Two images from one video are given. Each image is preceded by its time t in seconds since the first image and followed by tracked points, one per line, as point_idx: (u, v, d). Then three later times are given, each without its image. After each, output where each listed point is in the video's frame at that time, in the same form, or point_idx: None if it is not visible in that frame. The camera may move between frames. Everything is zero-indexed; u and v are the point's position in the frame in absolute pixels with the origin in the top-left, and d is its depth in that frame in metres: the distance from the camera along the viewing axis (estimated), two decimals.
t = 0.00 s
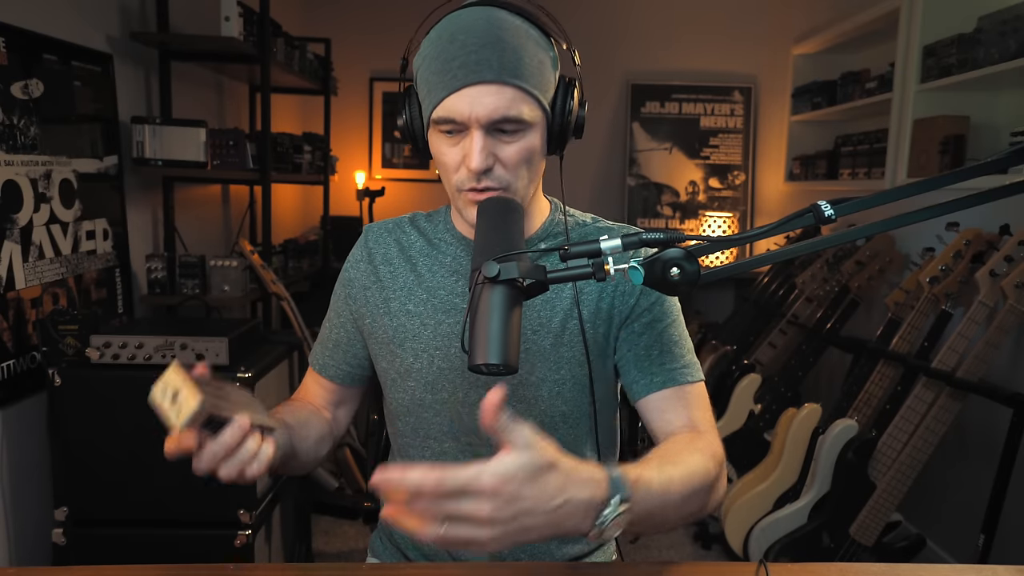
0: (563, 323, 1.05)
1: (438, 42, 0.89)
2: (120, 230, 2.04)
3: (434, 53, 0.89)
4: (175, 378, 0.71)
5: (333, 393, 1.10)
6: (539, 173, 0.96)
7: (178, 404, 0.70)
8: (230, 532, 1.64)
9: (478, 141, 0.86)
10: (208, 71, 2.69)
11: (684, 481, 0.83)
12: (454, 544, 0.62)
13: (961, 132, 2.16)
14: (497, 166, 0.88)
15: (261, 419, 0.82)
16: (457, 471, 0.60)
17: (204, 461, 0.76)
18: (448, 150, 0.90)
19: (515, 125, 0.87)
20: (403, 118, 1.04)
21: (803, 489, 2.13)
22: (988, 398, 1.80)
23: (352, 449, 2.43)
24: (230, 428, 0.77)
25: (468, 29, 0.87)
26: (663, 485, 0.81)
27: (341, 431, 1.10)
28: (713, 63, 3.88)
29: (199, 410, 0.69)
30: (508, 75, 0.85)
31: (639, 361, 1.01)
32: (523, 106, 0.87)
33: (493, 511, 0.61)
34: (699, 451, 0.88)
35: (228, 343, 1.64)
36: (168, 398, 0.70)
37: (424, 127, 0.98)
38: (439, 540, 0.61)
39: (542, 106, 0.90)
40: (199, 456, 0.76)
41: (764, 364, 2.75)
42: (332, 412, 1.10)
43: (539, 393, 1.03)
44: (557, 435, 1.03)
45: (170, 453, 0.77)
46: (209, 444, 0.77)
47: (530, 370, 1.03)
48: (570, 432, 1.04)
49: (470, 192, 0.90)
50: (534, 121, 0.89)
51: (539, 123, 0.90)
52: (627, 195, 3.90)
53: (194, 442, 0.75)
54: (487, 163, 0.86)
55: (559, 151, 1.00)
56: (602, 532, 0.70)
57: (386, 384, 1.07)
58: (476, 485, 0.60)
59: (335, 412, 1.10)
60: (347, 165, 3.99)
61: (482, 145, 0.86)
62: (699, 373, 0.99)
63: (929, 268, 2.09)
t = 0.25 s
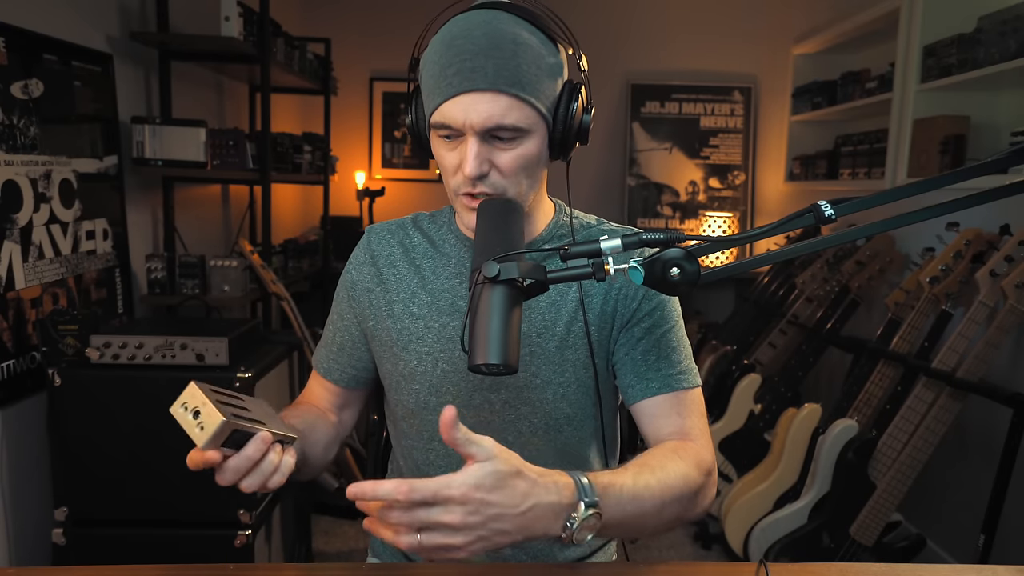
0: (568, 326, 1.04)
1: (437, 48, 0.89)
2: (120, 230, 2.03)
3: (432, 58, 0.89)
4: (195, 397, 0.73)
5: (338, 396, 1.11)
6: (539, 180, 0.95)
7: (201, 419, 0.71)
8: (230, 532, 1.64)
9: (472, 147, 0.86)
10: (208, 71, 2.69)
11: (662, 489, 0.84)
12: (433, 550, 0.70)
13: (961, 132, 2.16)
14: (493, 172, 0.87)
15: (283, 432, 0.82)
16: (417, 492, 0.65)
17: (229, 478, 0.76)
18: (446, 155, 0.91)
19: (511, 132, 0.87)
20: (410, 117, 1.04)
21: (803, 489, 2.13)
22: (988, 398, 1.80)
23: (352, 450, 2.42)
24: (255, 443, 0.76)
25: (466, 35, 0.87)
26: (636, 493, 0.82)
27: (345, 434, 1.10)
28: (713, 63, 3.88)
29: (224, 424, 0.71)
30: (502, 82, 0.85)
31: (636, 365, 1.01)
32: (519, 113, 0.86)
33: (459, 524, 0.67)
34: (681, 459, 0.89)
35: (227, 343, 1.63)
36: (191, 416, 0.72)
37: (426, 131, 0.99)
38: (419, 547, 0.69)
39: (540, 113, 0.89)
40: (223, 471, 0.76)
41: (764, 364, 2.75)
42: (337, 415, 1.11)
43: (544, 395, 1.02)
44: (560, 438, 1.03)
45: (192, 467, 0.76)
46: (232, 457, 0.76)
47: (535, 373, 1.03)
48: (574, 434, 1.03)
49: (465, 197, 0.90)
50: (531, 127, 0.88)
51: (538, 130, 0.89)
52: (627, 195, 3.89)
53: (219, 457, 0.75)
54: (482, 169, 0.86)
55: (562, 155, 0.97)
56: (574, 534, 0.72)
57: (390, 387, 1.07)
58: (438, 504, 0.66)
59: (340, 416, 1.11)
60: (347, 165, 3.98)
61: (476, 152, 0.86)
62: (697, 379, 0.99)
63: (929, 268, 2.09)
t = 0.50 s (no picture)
0: (572, 326, 1.04)
1: (443, 45, 0.89)
2: (120, 230, 2.03)
3: (437, 56, 0.89)
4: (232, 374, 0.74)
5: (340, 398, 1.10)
6: (543, 179, 0.95)
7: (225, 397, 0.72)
8: (230, 532, 1.64)
9: (477, 144, 0.86)
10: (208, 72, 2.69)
11: (648, 476, 0.85)
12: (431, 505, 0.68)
13: (961, 132, 2.16)
14: (497, 170, 0.87)
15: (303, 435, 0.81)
16: (425, 431, 0.66)
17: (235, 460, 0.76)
18: (450, 152, 0.90)
19: (515, 130, 0.87)
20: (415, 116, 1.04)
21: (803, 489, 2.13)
22: (988, 398, 1.80)
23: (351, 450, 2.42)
24: (269, 435, 0.76)
25: (472, 33, 0.87)
26: (620, 472, 0.83)
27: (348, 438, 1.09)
28: (713, 63, 3.88)
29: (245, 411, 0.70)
30: (507, 80, 0.85)
31: (637, 366, 1.01)
32: (523, 111, 0.86)
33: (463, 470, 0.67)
34: (672, 451, 0.89)
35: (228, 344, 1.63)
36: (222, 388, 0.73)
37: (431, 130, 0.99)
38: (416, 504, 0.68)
39: (544, 112, 0.89)
40: (234, 452, 0.76)
41: (765, 364, 2.75)
42: (340, 418, 1.10)
43: (548, 396, 1.02)
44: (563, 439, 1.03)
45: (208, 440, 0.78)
46: (245, 443, 0.76)
47: (539, 374, 1.03)
48: (578, 435, 1.03)
49: (469, 194, 0.89)
50: (535, 126, 0.88)
51: (542, 129, 0.89)
52: (627, 195, 3.89)
53: (232, 438, 0.75)
54: (486, 166, 0.86)
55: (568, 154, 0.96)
56: (560, 502, 0.72)
57: (393, 389, 1.07)
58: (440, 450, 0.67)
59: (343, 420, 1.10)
60: (347, 165, 3.98)
61: (480, 148, 0.86)
62: (699, 380, 0.99)
63: (929, 268, 2.09)
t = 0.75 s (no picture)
0: (575, 327, 1.04)
1: (450, 41, 0.88)
2: (120, 230, 2.04)
3: (444, 51, 0.89)
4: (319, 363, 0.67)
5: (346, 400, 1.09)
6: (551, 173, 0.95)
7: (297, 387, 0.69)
8: (230, 532, 1.64)
9: (490, 137, 0.86)
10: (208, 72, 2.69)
11: (625, 474, 0.86)
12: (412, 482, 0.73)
13: (961, 132, 2.16)
14: (509, 163, 0.87)
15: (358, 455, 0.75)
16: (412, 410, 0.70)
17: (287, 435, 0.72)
18: (458, 146, 0.90)
19: (528, 122, 0.87)
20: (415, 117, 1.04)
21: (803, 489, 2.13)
22: (988, 398, 1.80)
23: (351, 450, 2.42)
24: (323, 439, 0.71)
25: (480, 28, 0.87)
26: (597, 470, 0.84)
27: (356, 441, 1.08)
28: (714, 63, 3.88)
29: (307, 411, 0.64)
30: (520, 73, 0.85)
31: (633, 368, 1.01)
32: (536, 104, 0.87)
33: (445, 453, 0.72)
34: (656, 453, 0.90)
35: (228, 343, 1.61)
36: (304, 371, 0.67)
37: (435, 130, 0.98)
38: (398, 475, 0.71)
39: (554, 104, 0.89)
40: (287, 444, 0.72)
41: (765, 364, 2.75)
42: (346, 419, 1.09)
43: (551, 396, 1.02)
44: (564, 439, 1.03)
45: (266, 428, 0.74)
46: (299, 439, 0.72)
47: (541, 374, 1.03)
48: (579, 435, 1.03)
49: (480, 188, 0.89)
50: (545, 117, 0.88)
51: (551, 122, 0.90)
52: (628, 195, 3.89)
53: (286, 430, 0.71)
54: (499, 160, 0.86)
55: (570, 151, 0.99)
56: (532, 493, 0.76)
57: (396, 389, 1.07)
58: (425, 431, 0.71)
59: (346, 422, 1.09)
60: (347, 165, 3.98)
61: (493, 141, 0.86)
62: (695, 383, 0.99)
63: (929, 268, 2.09)
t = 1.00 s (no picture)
0: (581, 328, 1.04)
1: (448, 44, 0.89)
2: (121, 230, 2.04)
3: (444, 54, 0.89)
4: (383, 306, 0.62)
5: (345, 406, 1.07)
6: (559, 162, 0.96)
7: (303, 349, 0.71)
8: (230, 532, 1.63)
9: (506, 128, 0.86)
10: (208, 72, 2.69)
11: (645, 477, 0.87)
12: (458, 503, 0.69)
13: (961, 132, 2.16)
14: (525, 154, 0.86)
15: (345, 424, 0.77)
16: (457, 431, 0.69)
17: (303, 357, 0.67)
18: (472, 145, 0.89)
19: (537, 110, 0.88)
20: (409, 132, 1.04)
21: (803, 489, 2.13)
22: (988, 399, 1.80)
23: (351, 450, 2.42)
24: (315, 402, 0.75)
25: (475, 28, 0.87)
26: (622, 474, 0.85)
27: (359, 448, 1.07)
28: (714, 63, 3.88)
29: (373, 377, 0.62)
30: (526, 63, 0.86)
31: (643, 369, 1.02)
32: (542, 92, 0.88)
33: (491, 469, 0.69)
34: (668, 452, 0.92)
35: (228, 343, 1.61)
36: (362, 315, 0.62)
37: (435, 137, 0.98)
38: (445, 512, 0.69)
39: (554, 92, 0.91)
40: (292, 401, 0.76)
41: (764, 364, 2.75)
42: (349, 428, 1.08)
43: (559, 397, 1.02)
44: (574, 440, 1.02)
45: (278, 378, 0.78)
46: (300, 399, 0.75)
47: (548, 375, 1.02)
48: (587, 436, 1.03)
49: (501, 183, 0.87)
50: (549, 107, 0.90)
51: (553, 110, 0.91)
52: (627, 195, 3.89)
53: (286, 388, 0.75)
54: (518, 150, 0.85)
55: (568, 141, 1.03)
56: (566, 503, 0.75)
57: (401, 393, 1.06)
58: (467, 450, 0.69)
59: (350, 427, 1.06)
60: (347, 165, 3.98)
61: (509, 132, 0.86)
62: (697, 381, 1.02)
63: (928, 268, 2.09)
